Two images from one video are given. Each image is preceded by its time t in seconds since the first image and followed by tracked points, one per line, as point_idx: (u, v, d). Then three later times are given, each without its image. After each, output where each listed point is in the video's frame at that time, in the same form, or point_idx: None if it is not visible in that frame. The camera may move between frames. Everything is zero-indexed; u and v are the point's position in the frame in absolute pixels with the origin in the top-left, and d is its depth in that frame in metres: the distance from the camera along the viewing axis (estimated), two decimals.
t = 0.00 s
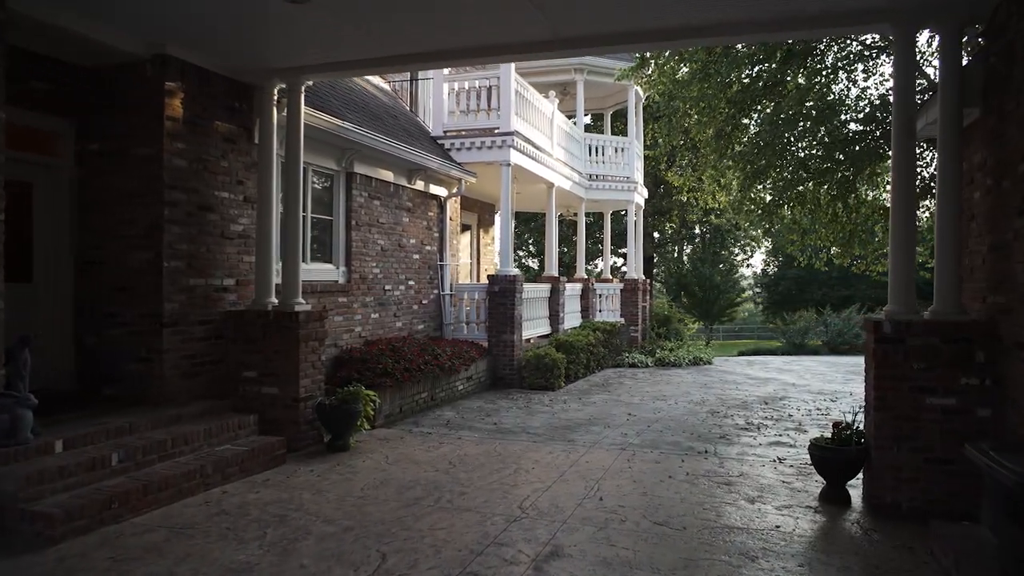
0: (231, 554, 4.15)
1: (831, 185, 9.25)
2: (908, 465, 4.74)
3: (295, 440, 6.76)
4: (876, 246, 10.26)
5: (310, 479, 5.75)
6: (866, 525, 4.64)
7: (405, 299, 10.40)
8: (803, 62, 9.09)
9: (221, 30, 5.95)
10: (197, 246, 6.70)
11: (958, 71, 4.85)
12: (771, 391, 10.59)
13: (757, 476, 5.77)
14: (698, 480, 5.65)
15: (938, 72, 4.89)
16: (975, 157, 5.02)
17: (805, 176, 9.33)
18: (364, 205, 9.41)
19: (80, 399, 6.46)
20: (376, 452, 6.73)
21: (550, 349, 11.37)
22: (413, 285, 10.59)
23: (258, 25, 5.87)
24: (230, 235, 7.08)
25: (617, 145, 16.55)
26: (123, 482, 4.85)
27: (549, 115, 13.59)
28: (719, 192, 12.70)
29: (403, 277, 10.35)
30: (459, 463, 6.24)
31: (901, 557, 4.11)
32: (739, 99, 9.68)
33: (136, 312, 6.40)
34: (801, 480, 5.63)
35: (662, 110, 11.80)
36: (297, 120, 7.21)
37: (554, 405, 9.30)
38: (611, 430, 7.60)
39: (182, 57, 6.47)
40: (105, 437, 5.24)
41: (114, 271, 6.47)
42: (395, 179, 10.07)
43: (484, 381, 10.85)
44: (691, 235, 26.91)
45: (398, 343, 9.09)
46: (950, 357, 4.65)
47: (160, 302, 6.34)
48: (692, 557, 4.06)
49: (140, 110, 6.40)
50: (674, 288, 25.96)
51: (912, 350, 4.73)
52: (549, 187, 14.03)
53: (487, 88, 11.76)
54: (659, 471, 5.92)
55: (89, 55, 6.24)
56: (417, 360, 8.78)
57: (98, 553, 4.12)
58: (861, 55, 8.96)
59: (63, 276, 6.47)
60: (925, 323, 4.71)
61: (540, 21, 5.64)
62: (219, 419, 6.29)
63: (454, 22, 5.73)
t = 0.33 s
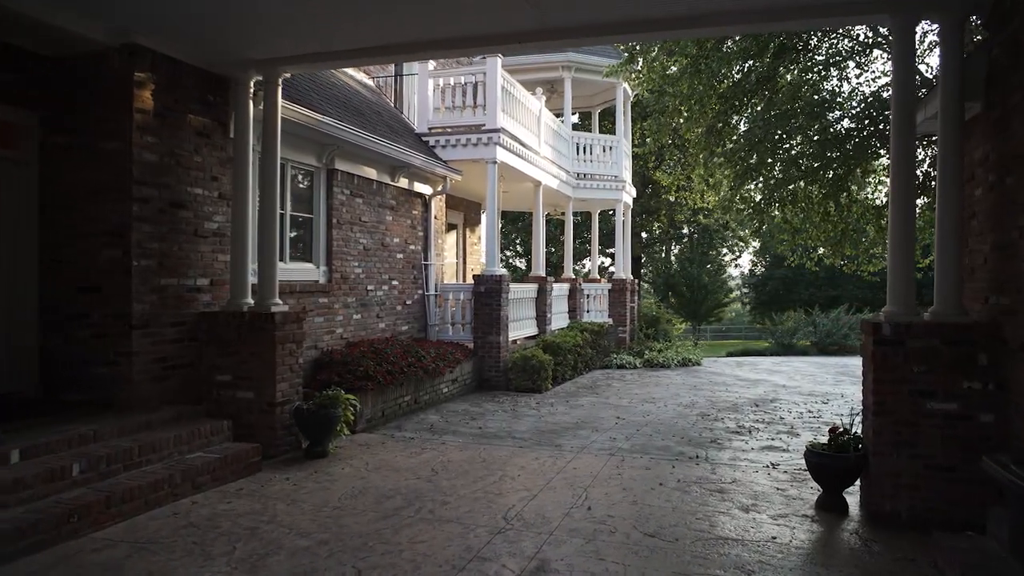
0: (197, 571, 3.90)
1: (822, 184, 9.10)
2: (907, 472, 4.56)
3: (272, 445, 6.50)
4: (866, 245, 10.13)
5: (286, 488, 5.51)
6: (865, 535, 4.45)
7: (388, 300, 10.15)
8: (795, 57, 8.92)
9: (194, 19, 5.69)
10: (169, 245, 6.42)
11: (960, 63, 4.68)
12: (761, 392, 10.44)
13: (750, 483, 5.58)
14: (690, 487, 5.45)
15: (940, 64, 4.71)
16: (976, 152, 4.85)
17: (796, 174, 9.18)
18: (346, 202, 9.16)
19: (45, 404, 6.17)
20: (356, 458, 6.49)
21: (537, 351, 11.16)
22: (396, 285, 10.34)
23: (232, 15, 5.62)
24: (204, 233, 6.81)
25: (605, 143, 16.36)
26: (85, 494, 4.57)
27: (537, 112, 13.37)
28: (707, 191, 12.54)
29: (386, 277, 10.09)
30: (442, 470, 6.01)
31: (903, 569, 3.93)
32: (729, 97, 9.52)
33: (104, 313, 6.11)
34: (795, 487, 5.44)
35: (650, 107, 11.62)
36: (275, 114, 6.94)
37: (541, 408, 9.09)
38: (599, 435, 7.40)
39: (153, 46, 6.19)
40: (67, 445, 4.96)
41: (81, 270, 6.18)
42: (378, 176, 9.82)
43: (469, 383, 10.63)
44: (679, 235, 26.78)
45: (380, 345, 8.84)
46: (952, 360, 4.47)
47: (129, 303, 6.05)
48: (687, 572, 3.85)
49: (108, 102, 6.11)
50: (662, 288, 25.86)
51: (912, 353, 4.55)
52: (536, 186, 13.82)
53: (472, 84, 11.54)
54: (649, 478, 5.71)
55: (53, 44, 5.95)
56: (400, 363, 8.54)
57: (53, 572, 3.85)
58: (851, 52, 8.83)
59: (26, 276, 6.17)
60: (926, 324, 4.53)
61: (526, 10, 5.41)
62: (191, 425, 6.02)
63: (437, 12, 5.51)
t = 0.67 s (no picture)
0: None
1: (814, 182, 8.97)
2: (908, 481, 4.39)
3: (248, 452, 6.24)
4: (857, 245, 10.01)
5: (261, 498, 5.26)
6: (865, 546, 4.27)
7: (371, 300, 9.90)
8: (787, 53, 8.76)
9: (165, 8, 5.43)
10: (140, 243, 6.14)
11: (963, 55, 4.50)
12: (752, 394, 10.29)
13: (744, 490, 5.38)
14: (682, 495, 5.25)
15: (942, 55, 4.54)
16: (979, 148, 4.68)
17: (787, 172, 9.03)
18: (328, 200, 8.90)
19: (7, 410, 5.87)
20: (335, 465, 6.24)
21: (524, 352, 10.95)
22: (379, 285, 10.10)
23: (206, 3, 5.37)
24: (177, 231, 6.54)
25: (593, 142, 16.17)
26: (44, 507, 4.30)
27: (524, 109, 13.15)
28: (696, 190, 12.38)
29: (369, 277, 9.84)
30: (425, 477, 5.78)
31: None
32: (719, 94, 9.35)
33: (69, 315, 5.82)
34: (791, 494, 5.25)
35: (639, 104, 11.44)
36: (251, 108, 6.67)
37: (529, 412, 8.87)
38: (588, 439, 7.19)
39: (121, 35, 5.90)
40: (26, 455, 4.68)
41: (45, 270, 5.88)
42: (360, 173, 9.58)
43: (455, 385, 10.40)
44: (667, 235, 26.66)
45: (362, 347, 8.60)
46: (955, 364, 4.30)
47: (96, 304, 5.77)
48: None
49: (75, 93, 5.82)
50: (649, 288, 25.75)
51: (913, 357, 4.37)
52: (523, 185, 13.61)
53: (458, 81, 11.31)
54: (640, 485, 5.50)
55: (15, 31, 5.65)
56: (382, 365, 8.29)
57: None
58: (842, 49, 8.68)
59: None
60: (929, 326, 4.35)
61: None
62: (162, 431, 5.75)
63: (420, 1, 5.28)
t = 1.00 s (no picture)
0: None
1: (806, 181, 8.83)
2: (911, 489, 4.21)
3: (223, 459, 5.99)
4: (849, 245, 9.88)
5: (236, 508, 5.01)
6: (866, 557, 4.09)
7: (354, 301, 9.65)
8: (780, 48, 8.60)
9: None
10: (109, 241, 5.86)
11: (967, 47, 4.33)
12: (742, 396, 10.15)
13: (739, 498, 5.20)
14: (674, 503, 5.06)
15: (945, 47, 4.36)
16: (983, 143, 4.51)
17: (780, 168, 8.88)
18: (309, 198, 8.63)
19: None
20: (314, 473, 5.99)
21: (510, 354, 10.74)
22: (362, 285, 9.84)
23: None
24: (148, 228, 6.26)
25: (581, 140, 15.97)
26: None
27: (511, 106, 12.93)
28: (684, 189, 12.22)
29: (351, 277, 9.59)
30: (408, 485, 5.55)
31: None
32: (709, 91, 9.19)
33: (33, 316, 5.53)
34: (787, 502, 5.07)
35: (629, 101, 11.24)
36: (227, 100, 6.40)
37: (515, 415, 8.66)
38: (576, 444, 6.99)
39: (88, 23, 5.62)
40: None
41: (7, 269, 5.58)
42: (343, 171, 9.31)
43: (440, 388, 10.16)
44: (654, 235, 26.54)
45: (344, 349, 8.34)
46: (959, 368, 4.13)
47: (61, 305, 5.48)
48: None
49: (39, 82, 5.53)
50: (637, 288, 25.62)
51: (916, 359, 4.20)
52: (510, 183, 13.39)
53: (443, 76, 11.09)
54: (631, 492, 5.30)
55: None
56: (365, 368, 8.04)
57: None
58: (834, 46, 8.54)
59: None
60: (932, 327, 4.18)
61: None
62: (131, 438, 5.49)
63: None
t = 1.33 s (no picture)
0: None
1: (799, 179, 8.68)
2: (915, 496, 4.04)
3: (197, 467, 5.72)
4: (839, 244, 9.76)
5: (208, 520, 4.76)
6: (869, 569, 3.90)
7: (336, 301, 9.39)
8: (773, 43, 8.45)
9: None
10: (75, 238, 5.57)
11: (972, 36, 4.16)
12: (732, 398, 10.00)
13: (734, 505, 5.01)
14: (668, 512, 4.86)
15: (949, 36, 4.19)
16: (989, 136, 4.34)
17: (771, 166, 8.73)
18: (289, 195, 8.37)
19: None
20: (292, 481, 5.74)
21: (497, 355, 10.51)
22: (345, 285, 9.58)
23: None
24: (118, 225, 5.98)
25: (568, 139, 15.77)
26: None
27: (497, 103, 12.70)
28: (673, 189, 12.06)
29: (334, 277, 9.33)
30: (390, 493, 5.31)
31: None
32: (700, 88, 9.02)
33: None
34: (784, 510, 4.88)
35: (618, 97, 11.06)
36: (201, 91, 6.13)
37: (502, 418, 8.44)
38: (565, 449, 6.78)
39: (52, 8, 5.32)
40: None
41: None
42: (325, 167, 9.05)
43: (425, 391, 9.92)
44: (641, 235, 26.40)
45: (325, 351, 8.09)
46: (965, 370, 3.97)
47: (23, 306, 5.19)
48: None
49: None
50: (623, 288, 25.48)
51: (921, 361, 4.02)
52: (496, 181, 13.17)
53: (429, 72, 10.86)
54: (623, 500, 5.10)
55: None
56: (346, 371, 7.78)
57: None
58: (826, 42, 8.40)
59: None
60: (937, 328, 4.01)
61: None
62: (99, 446, 5.21)
63: None
